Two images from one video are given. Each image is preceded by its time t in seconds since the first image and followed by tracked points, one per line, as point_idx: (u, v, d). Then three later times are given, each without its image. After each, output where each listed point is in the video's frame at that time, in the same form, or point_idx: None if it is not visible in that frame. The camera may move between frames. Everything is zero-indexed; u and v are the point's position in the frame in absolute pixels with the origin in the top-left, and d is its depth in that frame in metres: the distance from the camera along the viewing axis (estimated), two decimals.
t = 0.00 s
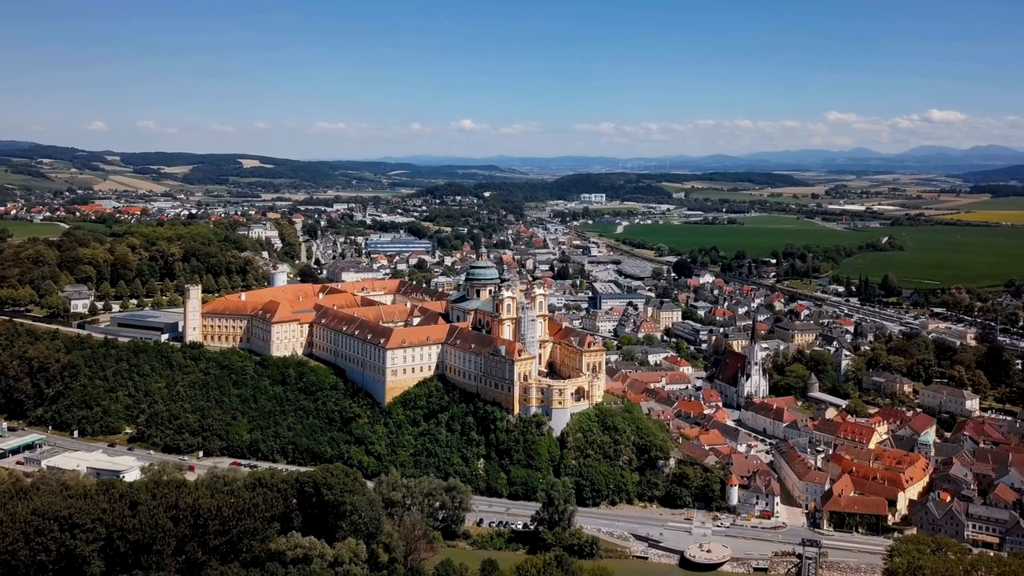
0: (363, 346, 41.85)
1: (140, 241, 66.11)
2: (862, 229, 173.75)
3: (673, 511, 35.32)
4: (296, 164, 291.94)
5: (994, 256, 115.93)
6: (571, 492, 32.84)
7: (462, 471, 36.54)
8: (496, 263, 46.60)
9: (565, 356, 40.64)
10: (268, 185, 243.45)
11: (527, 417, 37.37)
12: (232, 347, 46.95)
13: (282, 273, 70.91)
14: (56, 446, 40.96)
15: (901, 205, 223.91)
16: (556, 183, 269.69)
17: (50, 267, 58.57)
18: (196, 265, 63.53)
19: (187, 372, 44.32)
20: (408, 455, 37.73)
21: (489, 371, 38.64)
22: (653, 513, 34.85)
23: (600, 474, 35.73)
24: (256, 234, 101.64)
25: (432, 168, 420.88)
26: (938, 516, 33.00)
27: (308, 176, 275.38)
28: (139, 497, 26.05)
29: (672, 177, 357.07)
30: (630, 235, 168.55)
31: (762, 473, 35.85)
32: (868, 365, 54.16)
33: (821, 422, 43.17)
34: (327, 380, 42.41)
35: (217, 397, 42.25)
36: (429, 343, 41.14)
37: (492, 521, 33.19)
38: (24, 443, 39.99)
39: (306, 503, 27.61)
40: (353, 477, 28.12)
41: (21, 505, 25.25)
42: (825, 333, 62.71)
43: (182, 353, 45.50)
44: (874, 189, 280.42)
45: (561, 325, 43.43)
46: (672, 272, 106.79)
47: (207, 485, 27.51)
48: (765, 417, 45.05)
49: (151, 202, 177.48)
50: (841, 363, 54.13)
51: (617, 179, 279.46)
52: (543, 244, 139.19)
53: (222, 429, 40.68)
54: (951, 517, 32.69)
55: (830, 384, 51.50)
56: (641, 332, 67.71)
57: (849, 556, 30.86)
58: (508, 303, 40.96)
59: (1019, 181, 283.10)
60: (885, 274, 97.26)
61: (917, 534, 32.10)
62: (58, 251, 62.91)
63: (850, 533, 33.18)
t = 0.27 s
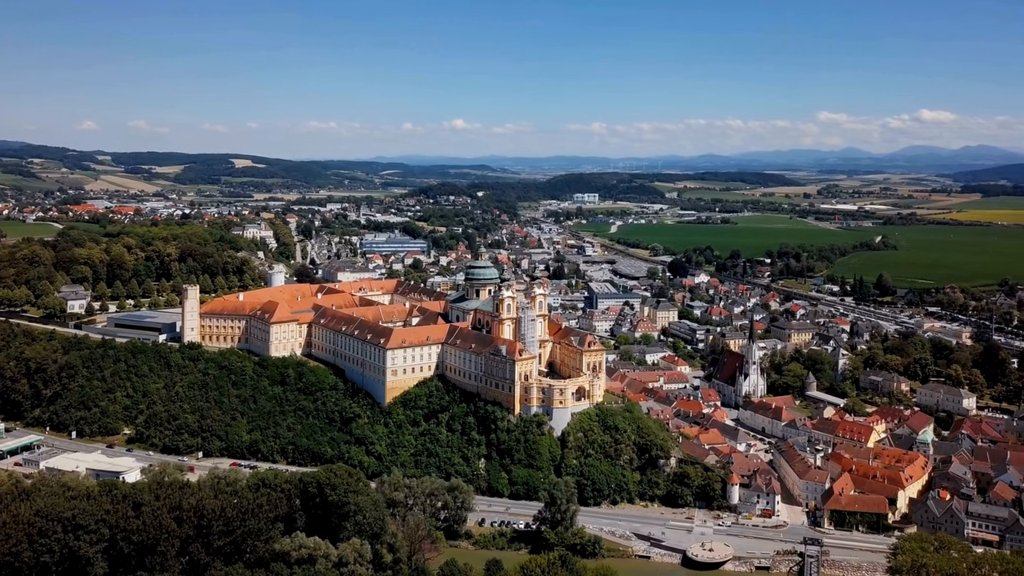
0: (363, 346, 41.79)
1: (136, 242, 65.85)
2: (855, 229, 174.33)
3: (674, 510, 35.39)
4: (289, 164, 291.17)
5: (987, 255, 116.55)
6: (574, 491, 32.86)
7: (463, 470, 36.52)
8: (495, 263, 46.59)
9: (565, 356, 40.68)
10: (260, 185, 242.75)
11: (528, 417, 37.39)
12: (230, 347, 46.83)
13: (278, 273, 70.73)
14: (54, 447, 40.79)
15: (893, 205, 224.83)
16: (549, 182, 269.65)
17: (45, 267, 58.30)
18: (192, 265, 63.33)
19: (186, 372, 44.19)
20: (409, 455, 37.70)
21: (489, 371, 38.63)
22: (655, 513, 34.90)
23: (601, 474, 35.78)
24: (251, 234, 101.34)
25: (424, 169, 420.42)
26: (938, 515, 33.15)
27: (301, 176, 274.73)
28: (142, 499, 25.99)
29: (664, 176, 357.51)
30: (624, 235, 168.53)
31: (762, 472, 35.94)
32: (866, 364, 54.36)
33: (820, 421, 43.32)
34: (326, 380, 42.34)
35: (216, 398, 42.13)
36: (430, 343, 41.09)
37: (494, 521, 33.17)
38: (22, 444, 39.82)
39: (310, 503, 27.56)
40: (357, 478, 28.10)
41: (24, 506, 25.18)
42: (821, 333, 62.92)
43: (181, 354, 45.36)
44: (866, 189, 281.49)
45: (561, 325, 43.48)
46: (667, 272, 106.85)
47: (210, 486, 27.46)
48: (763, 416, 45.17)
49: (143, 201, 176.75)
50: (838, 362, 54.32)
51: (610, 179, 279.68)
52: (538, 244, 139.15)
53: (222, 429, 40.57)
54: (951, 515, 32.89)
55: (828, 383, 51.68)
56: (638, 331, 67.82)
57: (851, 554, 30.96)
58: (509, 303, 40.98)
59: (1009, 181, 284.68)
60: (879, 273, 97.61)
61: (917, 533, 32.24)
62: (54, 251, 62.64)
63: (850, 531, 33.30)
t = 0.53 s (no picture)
0: (363, 346, 41.73)
1: (132, 242, 65.59)
2: (848, 228, 174.94)
3: (675, 509, 35.46)
4: (281, 164, 290.45)
5: (979, 254, 117.20)
6: (576, 491, 32.88)
7: (464, 470, 36.52)
8: (494, 262, 46.55)
9: (565, 355, 40.71)
10: (253, 185, 241.97)
11: (529, 416, 37.40)
12: (228, 347, 46.71)
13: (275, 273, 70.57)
14: (52, 448, 40.61)
15: (885, 204, 225.79)
16: (543, 182, 269.71)
17: (41, 267, 58.00)
18: (188, 265, 63.13)
19: (184, 372, 44.06)
20: (409, 455, 37.67)
21: (490, 371, 38.62)
22: (656, 512, 34.96)
23: (602, 473, 35.81)
24: (245, 234, 101.04)
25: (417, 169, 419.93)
26: (938, 513, 33.29)
27: (293, 176, 273.99)
28: (146, 499, 25.92)
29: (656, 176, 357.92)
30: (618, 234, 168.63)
31: (763, 471, 36.03)
32: (863, 363, 54.57)
33: (818, 420, 43.47)
34: (326, 380, 42.27)
35: (215, 398, 42.02)
36: (429, 343, 41.05)
37: (495, 521, 33.17)
38: (19, 445, 39.62)
39: (313, 504, 27.55)
40: (360, 478, 28.11)
41: (26, 508, 25.06)
42: (818, 332, 63.13)
43: (179, 354, 45.22)
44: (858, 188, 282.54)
45: (560, 325, 43.51)
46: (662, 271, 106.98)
47: (213, 486, 27.42)
48: (762, 415, 45.29)
49: (135, 201, 175.94)
50: (835, 361, 54.49)
51: (603, 179, 279.93)
52: (532, 244, 139.18)
53: (221, 430, 40.46)
54: (951, 513, 33.08)
55: (825, 382, 51.87)
56: (635, 331, 67.93)
57: (852, 553, 31.06)
58: (509, 303, 40.99)
59: (999, 180, 286.44)
60: (873, 273, 97.99)
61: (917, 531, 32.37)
62: (49, 252, 62.35)
63: (851, 530, 33.39)
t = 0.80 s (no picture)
0: (362, 347, 41.67)
1: (127, 242, 65.32)
2: (841, 227, 175.65)
3: (676, 508, 35.54)
4: (274, 164, 289.77)
5: (972, 254, 117.72)
6: (578, 491, 32.91)
7: (465, 470, 36.51)
8: (493, 262, 46.52)
9: (565, 355, 40.70)
10: (245, 185, 241.26)
11: (529, 416, 37.42)
12: (226, 348, 46.59)
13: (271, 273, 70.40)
14: (51, 449, 40.40)
15: (877, 204, 226.70)
16: (536, 182, 269.72)
17: (37, 267, 57.72)
18: (185, 265, 62.92)
19: (183, 373, 43.92)
20: (410, 455, 37.65)
21: (490, 371, 38.61)
22: (657, 511, 35.02)
23: (603, 473, 35.86)
24: (240, 234, 100.71)
25: (409, 168, 419.33)
26: (938, 511, 33.48)
27: (286, 176, 273.22)
28: (149, 500, 25.86)
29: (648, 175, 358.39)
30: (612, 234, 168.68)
31: (763, 470, 36.13)
32: (859, 362, 54.81)
33: (817, 419, 43.60)
34: (325, 380, 42.21)
35: (214, 398, 41.90)
36: (429, 343, 41.02)
37: (497, 520, 33.17)
38: (18, 446, 39.40)
39: (316, 504, 27.52)
40: (363, 478, 28.08)
41: (29, 508, 24.98)
42: (815, 331, 63.34)
43: (177, 354, 45.09)
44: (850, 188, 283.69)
45: (560, 325, 43.52)
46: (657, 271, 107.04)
47: (218, 487, 27.36)
48: (761, 414, 45.42)
49: (127, 202, 175.03)
50: (832, 360, 54.70)
51: (596, 178, 280.23)
52: (527, 243, 139.22)
53: (221, 431, 40.33)
54: (951, 511, 33.22)
55: (823, 381, 52.07)
56: (632, 330, 68.05)
57: (853, 551, 31.16)
58: (509, 303, 41.02)
59: (990, 180, 287.88)
60: (867, 272, 98.30)
61: (917, 529, 32.53)
62: (44, 252, 62.04)
63: (851, 528, 33.51)
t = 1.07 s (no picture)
0: (362, 347, 41.61)
1: (123, 242, 65.06)
2: (834, 227, 176.36)
3: (678, 507, 35.62)
4: (267, 164, 289.07)
5: (965, 253, 118.36)
6: (579, 490, 32.95)
7: (466, 470, 36.50)
8: (493, 262, 46.52)
9: (565, 354, 40.71)
10: (238, 185, 240.49)
11: (530, 415, 37.43)
12: (224, 348, 46.47)
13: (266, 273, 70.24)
14: (49, 450, 40.21)
15: (870, 203, 227.60)
16: (529, 181, 269.81)
17: (32, 268, 57.43)
18: (181, 265, 62.71)
19: (181, 373, 43.79)
20: (410, 455, 37.62)
21: (491, 370, 38.60)
22: (658, 510, 35.08)
23: (605, 472, 35.90)
24: (235, 233, 100.37)
25: (401, 168, 418.77)
26: (938, 509, 33.65)
27: (278, 176, 272.47)
28: (152, 501, 25.78)
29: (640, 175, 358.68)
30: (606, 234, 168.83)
31: (764, 469, 36.24)
32: (856, 361, 55.02)
33: (815, 417, 43.73)
34: (325, 380, 42.13)
35: (213, 399, 41.80)
36: (429, 343, 40.99)
37: (499, 520, 33.17)
38: (16, 447, 39.22)
39: (320, 504, 27.48)
40: (367, 478, 28.04)
41: (32, 510, 24.88)
42: (811, 330, 63.58)
43: (175, 355, 44.95)
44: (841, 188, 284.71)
45: (559, 324, 43.54)
46: (652, 270, 107.19)
47: (221, 488, 27.29)
48: (759, 413, 45.55)
49: (119, 201, 174.21)
50: (829, 359, 54.88)
51: (589, 178, 280.49)
52: (521, 243, 139.27)
53: (220, 431, 40.22)
54: (951, 509, 33.41)
55: (820, 380, 52.27)
56: (629, 330, 68.17)
57: (854, 549, 31.28)
58: (509, 303, 41.06)
59: (981, 180, 289.18)
60: (862, 271, 98.68)
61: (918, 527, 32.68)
62: (39, 252, 61.72)
63: (852, 527, 33.66)
